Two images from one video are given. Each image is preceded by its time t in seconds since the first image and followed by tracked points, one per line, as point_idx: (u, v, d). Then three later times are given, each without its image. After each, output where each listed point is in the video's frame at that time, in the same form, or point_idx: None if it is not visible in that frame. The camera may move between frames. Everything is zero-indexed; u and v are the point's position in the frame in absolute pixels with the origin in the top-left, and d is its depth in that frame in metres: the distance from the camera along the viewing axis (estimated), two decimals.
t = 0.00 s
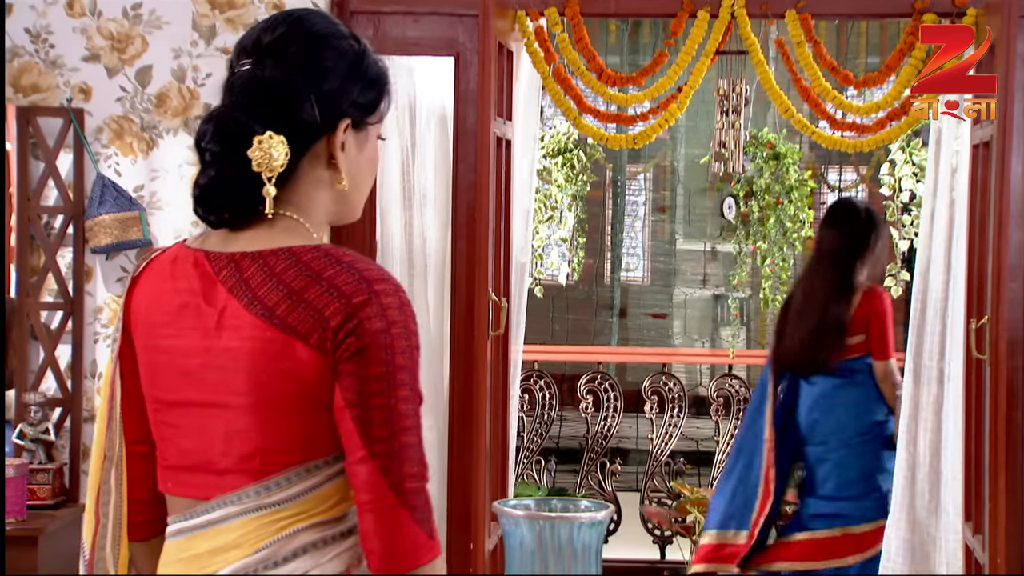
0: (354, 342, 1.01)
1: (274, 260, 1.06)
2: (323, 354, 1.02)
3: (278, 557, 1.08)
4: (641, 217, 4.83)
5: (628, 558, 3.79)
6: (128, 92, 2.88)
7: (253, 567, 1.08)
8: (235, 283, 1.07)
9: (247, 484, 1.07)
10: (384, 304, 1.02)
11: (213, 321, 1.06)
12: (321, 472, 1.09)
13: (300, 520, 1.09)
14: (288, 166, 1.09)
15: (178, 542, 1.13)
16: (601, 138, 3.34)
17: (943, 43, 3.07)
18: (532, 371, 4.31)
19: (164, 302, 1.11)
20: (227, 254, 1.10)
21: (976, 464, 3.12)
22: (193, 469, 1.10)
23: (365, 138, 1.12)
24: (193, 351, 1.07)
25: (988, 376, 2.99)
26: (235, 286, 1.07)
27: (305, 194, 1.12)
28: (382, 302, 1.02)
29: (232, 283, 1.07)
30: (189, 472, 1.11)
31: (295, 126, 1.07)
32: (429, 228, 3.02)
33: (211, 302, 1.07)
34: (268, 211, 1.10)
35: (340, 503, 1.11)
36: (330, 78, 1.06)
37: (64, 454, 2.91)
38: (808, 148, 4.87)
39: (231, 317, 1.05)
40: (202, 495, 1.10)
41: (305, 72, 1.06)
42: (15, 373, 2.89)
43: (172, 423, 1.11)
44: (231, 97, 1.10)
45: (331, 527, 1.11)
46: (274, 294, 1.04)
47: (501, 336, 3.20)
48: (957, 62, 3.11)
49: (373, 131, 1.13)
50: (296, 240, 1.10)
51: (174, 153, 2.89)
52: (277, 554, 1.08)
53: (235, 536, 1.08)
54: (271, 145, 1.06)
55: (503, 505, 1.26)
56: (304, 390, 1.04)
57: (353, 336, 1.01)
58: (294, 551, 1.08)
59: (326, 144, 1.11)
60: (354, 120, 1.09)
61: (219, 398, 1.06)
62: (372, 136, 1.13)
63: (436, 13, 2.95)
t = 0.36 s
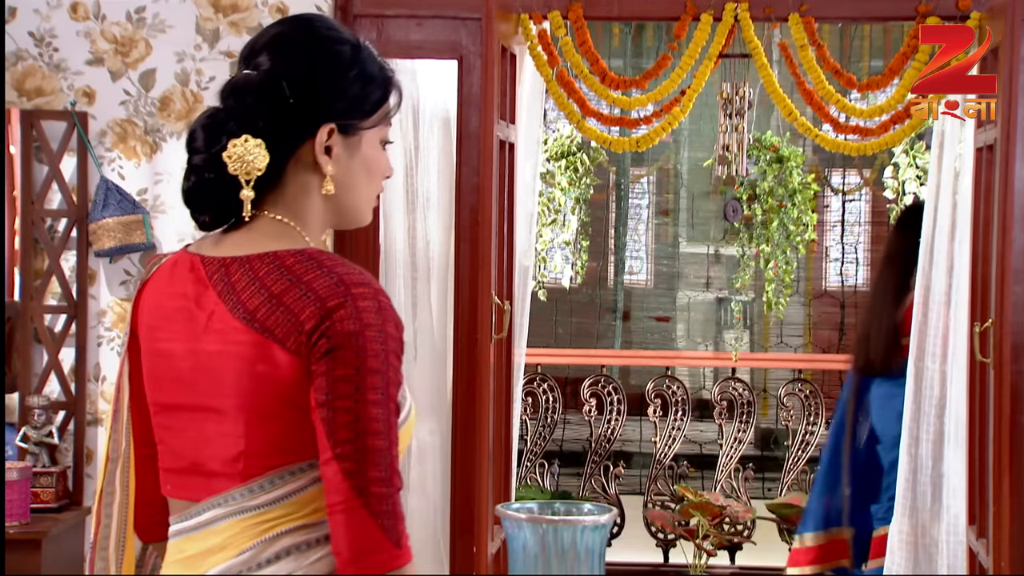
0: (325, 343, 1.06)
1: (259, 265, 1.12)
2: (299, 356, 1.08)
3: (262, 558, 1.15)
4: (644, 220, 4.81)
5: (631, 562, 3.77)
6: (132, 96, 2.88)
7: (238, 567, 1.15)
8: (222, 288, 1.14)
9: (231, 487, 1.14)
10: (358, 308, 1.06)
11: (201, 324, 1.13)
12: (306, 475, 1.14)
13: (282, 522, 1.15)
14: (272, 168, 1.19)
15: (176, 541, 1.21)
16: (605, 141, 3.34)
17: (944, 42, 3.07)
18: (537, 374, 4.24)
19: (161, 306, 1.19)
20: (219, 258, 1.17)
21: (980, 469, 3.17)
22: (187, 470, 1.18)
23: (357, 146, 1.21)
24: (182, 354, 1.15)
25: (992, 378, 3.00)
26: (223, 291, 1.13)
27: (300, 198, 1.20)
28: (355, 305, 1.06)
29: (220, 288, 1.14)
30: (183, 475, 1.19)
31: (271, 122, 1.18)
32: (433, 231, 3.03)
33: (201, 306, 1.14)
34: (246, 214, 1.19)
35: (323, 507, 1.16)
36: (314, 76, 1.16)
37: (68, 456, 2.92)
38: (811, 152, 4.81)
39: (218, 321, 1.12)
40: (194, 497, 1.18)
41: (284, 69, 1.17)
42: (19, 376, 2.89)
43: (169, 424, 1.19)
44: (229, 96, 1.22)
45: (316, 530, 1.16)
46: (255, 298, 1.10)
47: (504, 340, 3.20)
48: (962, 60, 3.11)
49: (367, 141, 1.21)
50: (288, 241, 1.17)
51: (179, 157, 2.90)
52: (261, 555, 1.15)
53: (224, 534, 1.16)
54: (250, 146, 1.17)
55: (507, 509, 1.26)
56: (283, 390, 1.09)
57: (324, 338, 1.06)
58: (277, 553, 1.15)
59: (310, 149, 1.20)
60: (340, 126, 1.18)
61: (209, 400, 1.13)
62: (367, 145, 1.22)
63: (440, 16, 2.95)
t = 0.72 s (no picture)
0: (295, 349, 1.02)
1: (241, 270, 1.10)
2: (274, 362, 1.05)
3: (241, 566, 1.12)
4: (646, 227, 4.78)
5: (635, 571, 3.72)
6: (130, 102, 2.86)
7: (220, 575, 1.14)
8: (208, 292, 1.12)
9: (213, 492, 1.13)
10: (331, 313, 1.02)
11: (188, 330, 1.11)
12: (285, 482, 1.11)
13: (261, 530, 1.12)
14: (252, 177, 1.20)
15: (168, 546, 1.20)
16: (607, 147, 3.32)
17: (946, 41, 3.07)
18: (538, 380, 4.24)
19: (155, 314, 1.17)
20: (209, 264, 1.15)
21: (986, 473, 3.03)
22: (178, 475, 1.16)
23: (340, 151, 1.18)
24: (171, 360, 1.13)
25: (997, 388, 2.96)
26: (208, 296, 1.11)
27: (289, 206, 1.19)
28: (328, 308, 1.02)
29: (206, 292, 1.12)
30: (175, 481, 1.17)
31: (258, 130, 1.18)
32: (432, 238, 2.99)
33: (188, 311, 1.12)
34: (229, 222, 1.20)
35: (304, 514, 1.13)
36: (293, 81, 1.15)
37: (65, 465, 2.88)
38: (815, 157, 4.77)
39: (202, 328, 1.10)
40: (183, 502, 1.17)
41: (274, 76, 1.16)
42: (16, 384, 2.86)
43: (162, 431, 1.17)
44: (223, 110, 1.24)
45: (296, 538, 1.13)
46: (234, 303, 1.07)
47: (506, 346, 3.19)
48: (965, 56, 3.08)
49: (354, 146, 1.19)
50: (270, 245, 1.15)
51: (178, 163, 2.88)
52: (241, 562, 1.13)
53: (207, 540, 1.14)
54: (230, 158, 1.19)
55: (507, 519, 1.23)
56: (261, 396, 1.06)
57: (296, 343, 1.02)
58: (255, 561, 1.12)
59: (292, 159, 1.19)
60: (315, 130, 1.16)
61: (194, 407, 1.11)
62: (354, 150, 1.19)
63: (441, 22, 2.93)
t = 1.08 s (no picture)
0: (266, 349, 0.96)
1: (225, 271, 1.06)
2: (251, 364, 1.00)
3: (219, 567, 1.07)
4: (650, 230, 4.15)
5: None
6: (128, 105, 2.84)
7: None
8: (195, 293, 1.08)
9: (194, 493, 1.08)
10: (305, 313, 0.96)
11: (174, 333, 1.08)
12: (265, 483, 1.06)
13: (239, 531, 1.07)
14: (243, 183, 1.18)
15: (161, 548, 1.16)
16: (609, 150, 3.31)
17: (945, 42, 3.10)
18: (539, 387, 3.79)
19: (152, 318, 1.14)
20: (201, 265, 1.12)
21: (992, 486, 3.04)
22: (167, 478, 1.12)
23: (320, 154, 1.11)
24: (159, 364, 1.10)
25: (1004, 393, 2.93)
26: (196, 297, 1.08)
27: (277, 211, 1.15)
28: (301, 310, 0.97)
29: (194, 293, 1.08)
30: (166, 482, 1.13)
31: (247, 135, 1.14)
32: (434, 242, 2.97)
33: (177, 313, 1.09)
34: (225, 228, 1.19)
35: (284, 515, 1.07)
36: (274, 78, 1.08)
37: (62, 471, 2.86)
38: (820, 160, 4.25)
39: (186, 330, 1.06)
40: (172, 504, 1.13)
41: (261, 75, 1.09)
42: (14, 389, 2.84)
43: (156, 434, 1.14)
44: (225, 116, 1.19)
45: (275, 540, 1.07)
46: (217, 305, 1.03)
47: (507, 352, 3.15)
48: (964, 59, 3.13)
49: (332, 145, 1.11)
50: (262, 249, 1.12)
51: (177, 166, 2.84)
52: (221, 562, 1.07)
53: (190, 545, 1.10)
54: (219, 167, 1.17)
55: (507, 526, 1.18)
56: (242, 398, 1.02)
57: (267, 344, 0.96)
58: (233, 563, 1.07)
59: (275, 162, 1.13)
60: (289, 134, 1.10)
61: (175, 410, 1.07)
62: (334, 152, 1.11)
63: (441, 24, 2.91)
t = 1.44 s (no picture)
0: (238, 352, 0.83)
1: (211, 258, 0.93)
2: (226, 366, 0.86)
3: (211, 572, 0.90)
4: (656, 235, 4.06)
5: None
6: (129, 108, 2.81)
7: None
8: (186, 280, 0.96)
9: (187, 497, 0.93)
10: (278, 313, 0.82)
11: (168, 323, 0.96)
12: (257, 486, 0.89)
13: (233, 534, 0.90)
14: (256, 188, 0.97)
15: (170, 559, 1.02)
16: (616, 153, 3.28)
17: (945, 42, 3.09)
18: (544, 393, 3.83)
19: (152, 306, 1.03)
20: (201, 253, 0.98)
21: (1004, 493, 3.03)
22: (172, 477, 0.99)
23: (320, 155, 0.89)
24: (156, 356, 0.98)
25: (1016, 399, 2.90)
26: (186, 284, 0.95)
27: (282, 213, 0.95)
28: (274, 310, 0.83)
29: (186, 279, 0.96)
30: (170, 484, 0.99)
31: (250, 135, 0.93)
32: (437, 246, 2.94)
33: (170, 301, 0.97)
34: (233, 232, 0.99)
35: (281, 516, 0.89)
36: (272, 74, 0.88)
37: (61, 479, 2.82)
38: (829, 163, 4.09)
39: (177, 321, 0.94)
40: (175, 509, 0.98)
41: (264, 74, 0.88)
42: (13, 396, 2.79)
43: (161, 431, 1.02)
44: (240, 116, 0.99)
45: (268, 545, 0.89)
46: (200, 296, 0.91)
47: (512, 358, 3.11)
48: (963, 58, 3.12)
49: (334, 144, 0.89)
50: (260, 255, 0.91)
51: (177, 169, 2.82)
52: (212, 568, 0.90)
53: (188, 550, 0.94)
54: (231, 171, 0.97)
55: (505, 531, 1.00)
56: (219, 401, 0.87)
57: (239, 345, 0.83)
58: (226, 566, 0.90)
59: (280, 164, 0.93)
60: (292, 136, 0.89)
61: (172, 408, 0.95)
62: (336, 152, 0.89)
63: (445, 26, 2.87)
